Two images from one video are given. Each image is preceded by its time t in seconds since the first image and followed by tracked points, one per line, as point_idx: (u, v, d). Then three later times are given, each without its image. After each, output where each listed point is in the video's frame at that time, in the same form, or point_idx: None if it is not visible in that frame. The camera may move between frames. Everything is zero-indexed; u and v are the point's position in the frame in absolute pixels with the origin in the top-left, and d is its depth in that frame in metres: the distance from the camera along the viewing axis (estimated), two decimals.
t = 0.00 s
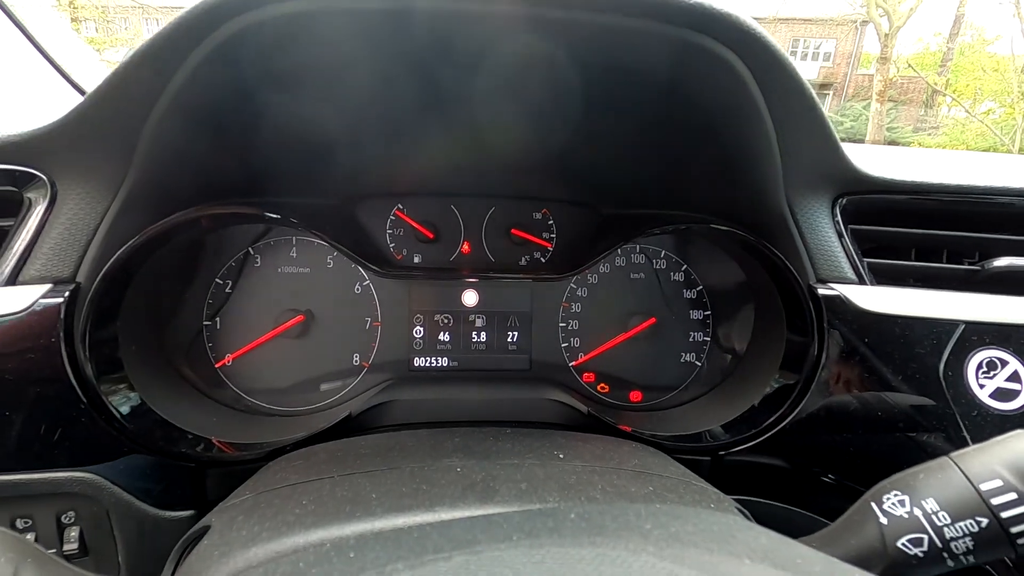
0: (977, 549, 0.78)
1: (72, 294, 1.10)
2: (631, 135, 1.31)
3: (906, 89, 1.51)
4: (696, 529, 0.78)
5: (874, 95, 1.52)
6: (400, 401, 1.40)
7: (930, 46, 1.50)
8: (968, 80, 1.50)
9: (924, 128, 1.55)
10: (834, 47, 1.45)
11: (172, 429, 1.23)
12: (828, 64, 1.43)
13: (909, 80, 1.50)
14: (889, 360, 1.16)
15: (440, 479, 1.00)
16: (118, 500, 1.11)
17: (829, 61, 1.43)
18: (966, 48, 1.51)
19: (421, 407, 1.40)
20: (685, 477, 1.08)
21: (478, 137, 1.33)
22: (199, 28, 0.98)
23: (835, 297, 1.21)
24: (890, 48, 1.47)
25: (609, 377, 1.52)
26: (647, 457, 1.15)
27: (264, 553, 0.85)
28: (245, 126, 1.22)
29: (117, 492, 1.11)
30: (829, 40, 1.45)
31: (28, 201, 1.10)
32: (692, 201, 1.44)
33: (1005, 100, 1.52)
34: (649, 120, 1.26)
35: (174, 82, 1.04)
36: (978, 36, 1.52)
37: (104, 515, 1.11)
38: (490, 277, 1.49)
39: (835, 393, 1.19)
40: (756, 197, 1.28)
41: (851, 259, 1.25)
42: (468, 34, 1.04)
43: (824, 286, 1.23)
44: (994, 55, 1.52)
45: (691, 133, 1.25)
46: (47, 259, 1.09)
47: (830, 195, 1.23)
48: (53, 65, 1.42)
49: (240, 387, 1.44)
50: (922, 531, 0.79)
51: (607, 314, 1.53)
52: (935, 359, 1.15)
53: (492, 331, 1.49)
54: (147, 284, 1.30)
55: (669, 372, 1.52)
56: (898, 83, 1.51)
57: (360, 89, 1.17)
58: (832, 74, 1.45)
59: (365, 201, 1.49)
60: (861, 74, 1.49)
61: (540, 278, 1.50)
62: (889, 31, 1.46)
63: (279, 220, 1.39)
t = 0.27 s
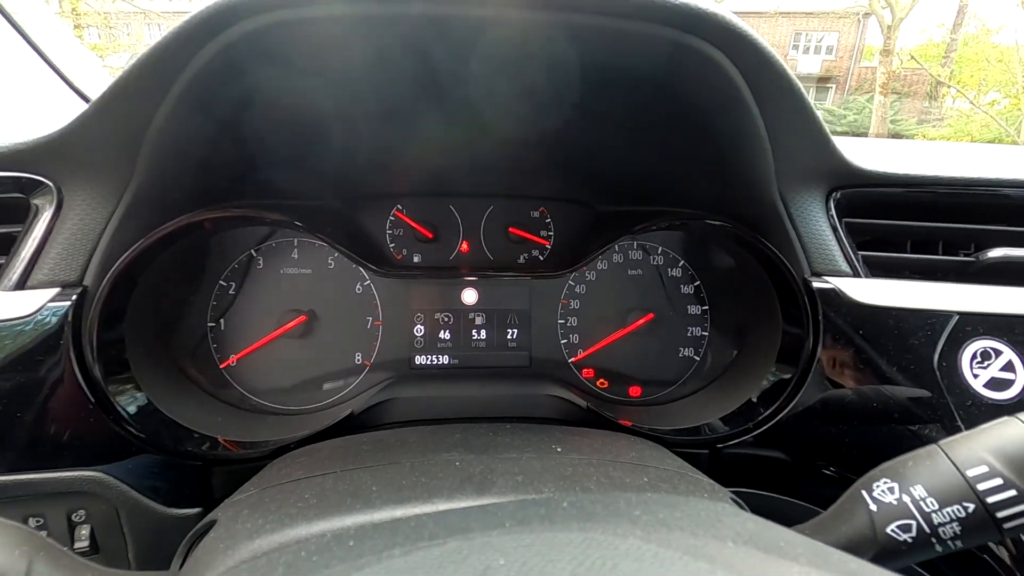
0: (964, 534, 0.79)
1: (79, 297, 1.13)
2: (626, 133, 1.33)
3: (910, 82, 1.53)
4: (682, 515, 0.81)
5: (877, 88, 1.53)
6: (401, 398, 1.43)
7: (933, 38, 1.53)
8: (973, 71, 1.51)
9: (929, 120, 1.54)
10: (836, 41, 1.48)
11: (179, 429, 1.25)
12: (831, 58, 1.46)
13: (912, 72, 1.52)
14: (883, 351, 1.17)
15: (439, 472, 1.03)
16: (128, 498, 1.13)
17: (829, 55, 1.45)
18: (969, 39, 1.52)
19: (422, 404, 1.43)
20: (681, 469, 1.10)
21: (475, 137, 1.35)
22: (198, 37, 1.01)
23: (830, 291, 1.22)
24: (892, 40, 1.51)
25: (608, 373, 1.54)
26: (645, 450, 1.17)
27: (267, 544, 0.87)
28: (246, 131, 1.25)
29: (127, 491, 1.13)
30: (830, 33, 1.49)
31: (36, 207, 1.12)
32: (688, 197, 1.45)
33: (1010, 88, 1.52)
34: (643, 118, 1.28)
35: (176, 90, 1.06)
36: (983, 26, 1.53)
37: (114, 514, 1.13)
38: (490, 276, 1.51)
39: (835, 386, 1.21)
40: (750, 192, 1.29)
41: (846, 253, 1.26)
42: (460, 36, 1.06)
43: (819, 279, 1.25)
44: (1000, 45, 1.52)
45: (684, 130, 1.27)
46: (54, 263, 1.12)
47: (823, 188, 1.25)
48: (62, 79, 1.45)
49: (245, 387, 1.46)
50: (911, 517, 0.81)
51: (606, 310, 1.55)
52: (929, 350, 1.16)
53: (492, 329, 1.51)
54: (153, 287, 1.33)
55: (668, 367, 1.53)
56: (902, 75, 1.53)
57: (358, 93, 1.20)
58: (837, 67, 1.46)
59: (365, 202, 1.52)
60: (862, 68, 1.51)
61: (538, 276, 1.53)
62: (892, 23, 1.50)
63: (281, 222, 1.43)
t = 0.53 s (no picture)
0: (968, 525, 0.80)
1: (92, 301, 1.15)
2: (628, 130, 1.34)
3: (918, 73, 1.52)
4: (686, 507, 0.82)
5: (883, 81, 1.52)
6: (409, 397, 1.44)
7: (939, 29, 1.54)
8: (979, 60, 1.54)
9: (936, 112, 1.54)
10: (840, 33, 1.49)
11: (191, 430, 1.27)
12: (836, 51, 1.48)
13: (919, 64, 1.51)
14: (888, 344, 1.18)
15: (447, 469, 1.04)
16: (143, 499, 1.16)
17: (834, 48, 1.47)
18: (976, 30, 1.54)
19: (429, 403, 1.45)
20: (687, 464, 1.11)
21: (479, 136, 1.36)
22: (204, 46, 1.02)
23: (833, 285, 1.23)
24: (898, 32, 1.48)
25: (613, 370, 1.55)
26: (651, 446, 1.18)
27: (279, 540, 0.89)
28: (252, 135, 1.26)
29: (142, 492, 1.16)
30: (834, 26, 1.49)
31: (49, 213, 1.14)
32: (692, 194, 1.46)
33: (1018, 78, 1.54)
34: (645, 115, 1.29)
35: (183, 96, 1.08)
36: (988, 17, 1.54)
37: (129, 514, 1.15)
38: (495, 275, 1.53)
39: (837, 379, 1.21)
40: (753, 188, 1.30)
41: (850, 247, 1.27)
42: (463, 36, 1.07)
43: (823, 274, 1.25)
44: (1006, 36, 1.57)
45: (686, 125, 1.28)
46: (68, 268, 1.14)
47: (827, 182, 1.25)
48: (70, 85, 1.47)
49: (254, 388, 1.48)
50: (915, 509, 0.82)
51: (610, 308, 1.56)
52: (934, 343, 1.16)
53: (498, 327, 1.53)
54: (164, 290, 1.34)
55: (673, 364, 1.54)
56: (908, 66, 1.52)
57: (363, 96, 1.21)
58: (842, 60, 1.48)
59: (370, 204, 1.53)
60: (869, 60, 1.50)
61: (542, 274, 1.54)
62: (897, 15, 1.48)
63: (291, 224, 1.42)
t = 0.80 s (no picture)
0: (989, 524, 0.79)
1: (103, 304, 1.15)
2: (636, 125, 1.33)
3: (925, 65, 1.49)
4: (704, 509, 0.81)
5: (890, 73, 1.50)
6: (418, 397, 1.44)
7: (949, 19, 1.47)
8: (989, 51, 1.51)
9: (944, 104, 1.54)
10: (847, 25, 1.45)
11: (203, 432, 1.27)
12: (842, 43, 1.44)
13: (926, 56, 1.48)
14: (902, 340, 1.16)
15: (458, 470, 1.04)
16: (153, 500, 1.16)
17: (841, 40, 1.43)
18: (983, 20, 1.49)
19: (439, 403, 1.44)
20: (699, 463, 1.10)
21: (487, 134, 1.35)
22: (206, 50, 1.03)
23: (846, 281, 1.21)
24: (904, 24, 1.44)
25: (623, 368, 1.54)
26: (662, 445, 1.17)
27: (293, 544, 0.89)
28: (260, 136, 1.26)
29: (153, 494, 1.16)
30: (840, 18, 1.45)
31: (58, 217, 1.14)
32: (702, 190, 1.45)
33: None
34: (654, 110, 1.28)
35: (191, 97, 1.08)
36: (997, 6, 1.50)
37: (142, 517, 1.16)
38: (504, 274, 1.51)
39: (851, 376, 1.20)
40: (764, 183, 1.29)
41: (862, 243, 1.25)
42: (470, 33, 1.06)
43: (835, 269, 1.24)
44: (1015, 24, 1.52)
45: (695, 119, 1.27)
46: (77, 272, 1.14)
47: (837, 177, 1.24)
48: (76, 89, 1.47)
49: (264, 389, 1.48)
50: (935, 508, 0.81)
51: (619, 306, 1.55)
52: (950, 338, 1.15)
53: (507, 327, 1.52)
54: (173, 292, 1.35)
55: (683, 361, 1.53)
56: (915, 58, 1.49)
57: (370, 95, 1.21)
58: (848, 53, 1.44)
59: (377, 204, 1.53)
60: (875, 52, 1.47)
61: (551, 273, 1.52)
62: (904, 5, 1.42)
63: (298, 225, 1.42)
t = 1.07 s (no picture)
0: (1000, 522, 0.78)
1: (106, 308, 1.15)
2: (639, 122, 1.32)
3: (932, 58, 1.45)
4: (709, 510, 0.81)
5: (895, 65, 1.48)
6: (422, 398, 1.44)
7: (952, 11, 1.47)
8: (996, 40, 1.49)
9: (949, 96, 1.51)
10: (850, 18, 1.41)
11: (208, 435, 1.27)
12: (846, 36, 1.43)
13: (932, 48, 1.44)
14: (909, 336, 1.15)
15: (462, 472, 1.04)
16: (159, 502, 1.17)
17: (844, 33, 1.42)
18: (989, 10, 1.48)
19: (443, 403, 1.44)
20: (705, 462, 1.10)
21: (488, 133, 1.35)
22: (205, 55, 1.03)
23: (851, 277, 1.21)
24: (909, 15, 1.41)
25: (628, 366, 1.53)
26: (667, 444, 1.17)
27: (297, 547, 0.89)
28: (261, 138, 1.26)
29: (158, 496, 1.17)
30: (843, 12, 1.40)
31: (61, 222, 1.14)
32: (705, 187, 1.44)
33: None
34: (656, 107, 1.27)
35: (191, 100, 1.08)
36: None
37: (148, 518, 1.16)
38: (507, 274, 1.51)
39: (857, 373, 1.19)
40: (769, 179, 1.28)
41: (868, 238, 1.24)
42: (469, 32, 1.06)
43: (840, 265, 1.23)
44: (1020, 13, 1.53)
45: (698, 115, 1.26)
46: (81, 276, 1.14)
47: (842, 172, 1.23)
48: (79, 93, 1.47)
49: (269, 391, 1.48)
50: (945, 507, 0.80)
51: (623, 304, 1.54)
52: (957, 334, 1.14)
53: (510, 326, 1.51)
54: (177, 295, 1.35)
55: (688, 359, 1.52)
56: (919, 51, 1.44)
57: (371, 96, 1.20)
58: (852, 45, 1.43)
59: (380, 203, 1.53)
60: (879, 45, 1.46)
61: (555, 272, 1.52)
62: None
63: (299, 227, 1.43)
